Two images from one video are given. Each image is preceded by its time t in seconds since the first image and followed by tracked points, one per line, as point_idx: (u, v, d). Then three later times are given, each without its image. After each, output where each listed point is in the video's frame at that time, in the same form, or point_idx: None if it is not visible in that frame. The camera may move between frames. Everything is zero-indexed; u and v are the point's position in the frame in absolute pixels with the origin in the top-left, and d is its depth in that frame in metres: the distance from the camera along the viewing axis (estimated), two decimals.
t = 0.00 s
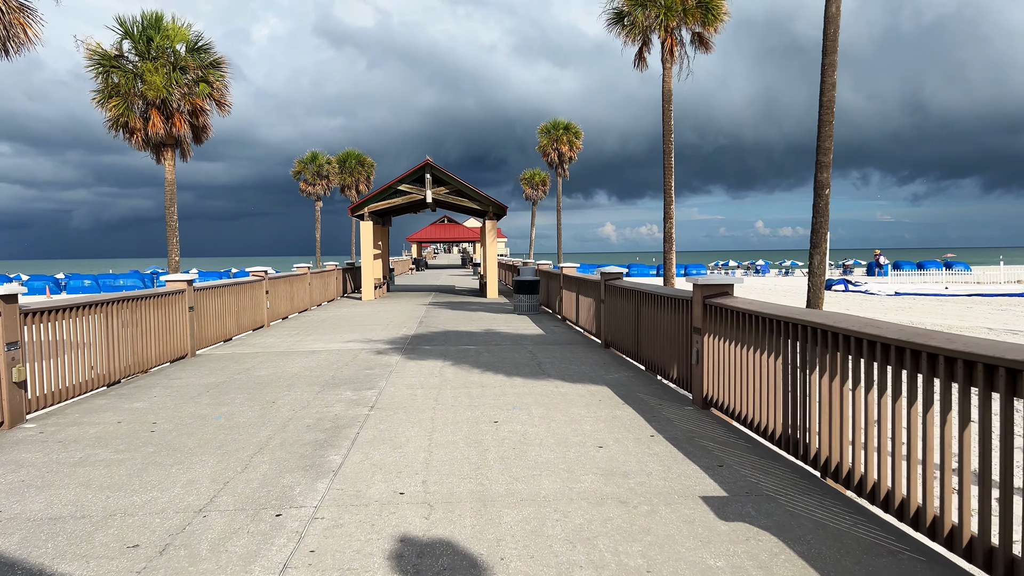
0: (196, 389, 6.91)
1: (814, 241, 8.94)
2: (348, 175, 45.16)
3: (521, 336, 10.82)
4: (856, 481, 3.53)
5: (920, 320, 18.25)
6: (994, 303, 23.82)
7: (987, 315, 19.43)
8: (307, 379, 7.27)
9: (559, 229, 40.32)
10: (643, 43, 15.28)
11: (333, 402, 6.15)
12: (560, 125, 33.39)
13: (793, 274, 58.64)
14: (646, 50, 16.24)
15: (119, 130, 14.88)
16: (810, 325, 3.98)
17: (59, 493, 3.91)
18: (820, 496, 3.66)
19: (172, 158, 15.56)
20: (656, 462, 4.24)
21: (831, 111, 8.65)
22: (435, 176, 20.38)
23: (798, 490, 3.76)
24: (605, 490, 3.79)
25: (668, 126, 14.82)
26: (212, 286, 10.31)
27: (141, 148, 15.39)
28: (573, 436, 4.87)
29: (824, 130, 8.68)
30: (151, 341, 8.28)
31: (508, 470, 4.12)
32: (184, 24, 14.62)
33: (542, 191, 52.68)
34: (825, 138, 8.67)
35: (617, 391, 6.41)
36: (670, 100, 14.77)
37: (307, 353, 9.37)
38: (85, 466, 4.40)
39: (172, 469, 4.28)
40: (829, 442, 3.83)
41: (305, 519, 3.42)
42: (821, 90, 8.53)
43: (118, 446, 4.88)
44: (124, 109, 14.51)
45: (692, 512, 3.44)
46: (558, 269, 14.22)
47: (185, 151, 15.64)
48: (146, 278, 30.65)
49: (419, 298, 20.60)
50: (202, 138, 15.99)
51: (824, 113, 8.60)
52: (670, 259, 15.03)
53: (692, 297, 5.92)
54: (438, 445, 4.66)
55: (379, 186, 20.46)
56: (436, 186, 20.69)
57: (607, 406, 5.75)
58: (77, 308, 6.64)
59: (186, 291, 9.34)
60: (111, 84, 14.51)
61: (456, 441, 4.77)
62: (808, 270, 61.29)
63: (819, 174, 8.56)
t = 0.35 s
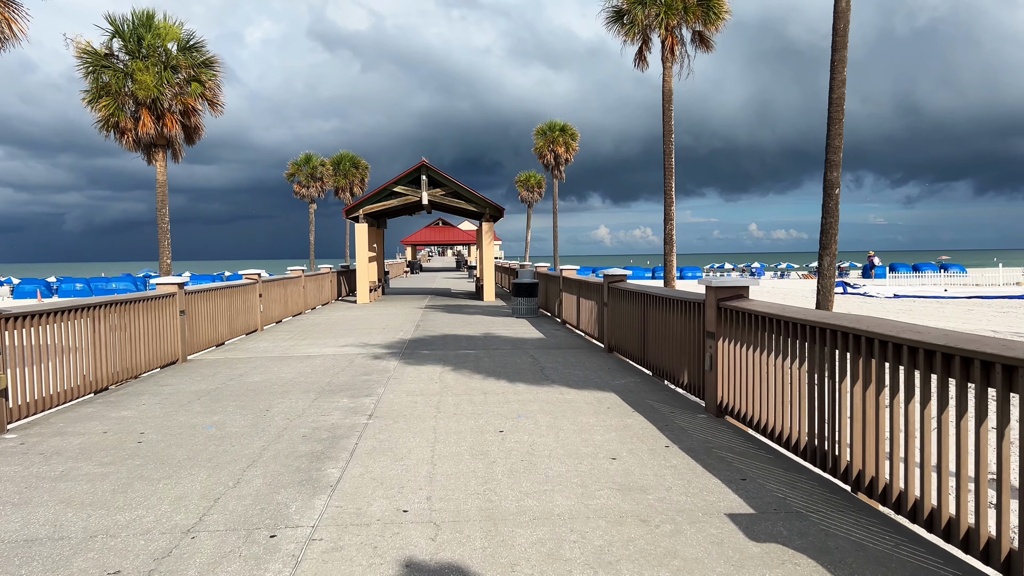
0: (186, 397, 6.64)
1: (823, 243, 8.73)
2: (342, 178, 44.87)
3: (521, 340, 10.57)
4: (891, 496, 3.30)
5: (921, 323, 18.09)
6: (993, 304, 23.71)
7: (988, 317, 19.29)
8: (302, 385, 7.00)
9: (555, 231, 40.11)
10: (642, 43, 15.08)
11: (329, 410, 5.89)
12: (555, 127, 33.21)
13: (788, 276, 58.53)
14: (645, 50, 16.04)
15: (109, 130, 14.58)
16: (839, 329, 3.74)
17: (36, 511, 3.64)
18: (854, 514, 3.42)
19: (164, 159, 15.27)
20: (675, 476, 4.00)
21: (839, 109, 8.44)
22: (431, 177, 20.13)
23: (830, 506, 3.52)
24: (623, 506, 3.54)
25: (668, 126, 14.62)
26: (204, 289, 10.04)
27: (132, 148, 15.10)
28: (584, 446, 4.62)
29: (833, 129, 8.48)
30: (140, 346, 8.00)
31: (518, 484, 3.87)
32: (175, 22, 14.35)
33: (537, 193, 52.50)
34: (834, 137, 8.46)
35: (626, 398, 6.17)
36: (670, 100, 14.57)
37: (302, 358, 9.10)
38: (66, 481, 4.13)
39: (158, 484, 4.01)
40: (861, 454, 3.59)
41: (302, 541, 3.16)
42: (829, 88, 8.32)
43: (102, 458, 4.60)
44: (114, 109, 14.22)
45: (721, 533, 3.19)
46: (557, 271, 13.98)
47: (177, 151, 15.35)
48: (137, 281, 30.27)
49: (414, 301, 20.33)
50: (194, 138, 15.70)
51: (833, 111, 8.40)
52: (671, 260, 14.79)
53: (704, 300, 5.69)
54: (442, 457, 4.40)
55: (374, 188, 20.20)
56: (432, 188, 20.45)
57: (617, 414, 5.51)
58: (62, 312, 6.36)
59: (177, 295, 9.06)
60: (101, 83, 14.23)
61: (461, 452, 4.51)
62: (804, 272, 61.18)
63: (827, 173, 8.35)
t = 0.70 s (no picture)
0: (177, 405, 6.35)
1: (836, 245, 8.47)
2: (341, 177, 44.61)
3: (524, 344, 10.30)
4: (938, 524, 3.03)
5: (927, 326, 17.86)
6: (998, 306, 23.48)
7: (994, 320, 19.07)
8: (298, 393, 6.72)
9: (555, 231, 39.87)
10: (647, 41, 14.83)
11: (326, 420, 5.61)
12: (556, 126, 32.96)
13: (788, 277, 58.34)
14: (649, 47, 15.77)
15: (102, 128, 14.29)
16: (875, 341, 3.46)
17: (8, 536, 3.36)
18: (895, 542, 3.15)
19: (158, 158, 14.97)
20: (697, 498, 3.74)
21: (854, 107, 8.18)
22: (430, 177, 19.86)
23: (868, 533, 3.25)
24: (644, 533, 3.27)
25: (672, 125, 14.36)
26: (198, 291, 9.76)
27: (126, 146, 14.80)
28: (597, 463, 4.35)
29: (848, 127, 8.21)
30: (131, 351, 7.73)
31: (529, 507, 3.60)
32: (171, 18, 14.06)
33: (537, 193, 52.23)
34: (849, 136, 8.20)
35: (637, 408, 5.91)
36: (675, 98, 14.30)
37: (298, 363, 8.81)
38: (43, 501, 3.85)
39: (142, 505, 3.73)
40: (901, 477, 3.32)
41: (295, 573, 2.88)
42: (844, 86, 8.07)
43: (83, 474, 4.32)
44: (108, 107, 13.92)
45: (753, 564, 2.93)
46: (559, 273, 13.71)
47: (172, 150, 15.05)
48: (134, 281, 29.96)
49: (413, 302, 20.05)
50: (189, 137, 15.41)
51: (848, 109, 8.13)
52: (675, 262, 14.53)
53: (721, 306, 5.42)
54: (446, 475, 4.12)
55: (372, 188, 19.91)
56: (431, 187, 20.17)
57: (629, 426, 5.24)
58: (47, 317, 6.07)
59: (170, 297, 8.78)
60: (94, 80, 13.93)
61: (467, 469, 4.24)
62: (803, 273, 60.97)
63: (842, 174, 8.10)
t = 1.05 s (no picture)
0: (173, 407, 6.10)
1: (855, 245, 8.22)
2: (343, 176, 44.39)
3: (531, 345, 10.05)
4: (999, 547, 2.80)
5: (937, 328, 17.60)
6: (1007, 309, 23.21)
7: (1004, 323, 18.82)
8: (300, 395, 6.47)
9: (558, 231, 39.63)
10: (656, 36, 14.59)
11: (328, 424, 5.35)
12: (560, 126, 32.74)
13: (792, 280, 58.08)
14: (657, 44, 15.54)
15: (101, 123, 14.04)
16: (926, 344, 3.21)
17: None
18: (949, 563, 2.90)
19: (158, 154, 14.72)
20: (728, 512, 3.48)
21: (875, 103, 7.94)
22: (434, 175, 19.62)
23: (918, 553, 3.00)
24: (675, 551, 3.02)
25: (681, 123, 14.12)
26: (197, 289, 9.51)
27: (125, 142, 14.55)
28: (618, 473, 4.10)
29: (867, 123, 7.97)
30: (127, 350, 7.48)
31: (548, 521, 3.34)
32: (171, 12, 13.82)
33: (540, 193, 51.98)
34: (869, 132, 7.96)
35: (654, 413, 5.65)
36: (684, 96, 14.07)
37: (299, 363, 8.57)
38: (26, 512, 3.59)
39: (131, 517, 3.47)
40: (954, 491, 3.09)
41: None
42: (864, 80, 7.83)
43: (71, 482, 4.07)
44: (107, 102, 13.68)
45: None
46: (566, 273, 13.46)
47: (171, 146, 14.81)
48: (134, 279, 29.68)
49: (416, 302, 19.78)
50: (189, 133, 15.16)
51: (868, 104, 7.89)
52: (683, 262, 14.28)
53: (744, 307, 5.15)
54: (456, 485, 3.87)
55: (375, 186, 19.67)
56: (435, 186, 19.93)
57: (647, 433, 4.98)
58: (38, 314, 5.82)
59: (168, 295, 8.53)
60: (93, 74, 13.69)
61: (479, 478, 3.98)
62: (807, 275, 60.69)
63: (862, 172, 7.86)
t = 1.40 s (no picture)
0: (172, 421, 5.83)
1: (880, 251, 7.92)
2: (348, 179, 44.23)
3: (542, 353, 9.77)
4: None
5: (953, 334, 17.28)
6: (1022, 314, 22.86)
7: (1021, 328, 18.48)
8: (306, 407, 6.20)
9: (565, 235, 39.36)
10: (668, 37, 14.32)
11: (336, 441, 5.07)
12: (567, 129, 32.50)
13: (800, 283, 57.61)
14: (669, 45, 15.27)
15: (103, 126, 13.82)
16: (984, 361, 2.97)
17: None
18: None
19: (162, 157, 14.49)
20: (770, 544, 3.21)
21: (902, 103, 7.64)
22: (441, 179, 19.36)
23: None
24: None
25: (694, 125, 13.85)
26: (200, 295, 9.25)
27: (128, 145, 14.32)
28: (647, 499, 3.82)
29: (894, 125, 7.68)
30: (128, 359, 7.23)
31: (576, 555, 3.07)
32: (175, 12, 13.59)
33: (547, 197, 51.72)
34: (895, 134, 7.66)
35: (678, 430, 5.37)
36: (697, 98, 13.79)
37: (304, 372, 8.31)
38: (10, 542, 3.31)
39: (123, 549, 3.20)
40: None
41: None
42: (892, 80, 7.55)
43: (61, 507, 3.80)
44: (110, 103, 13.45)
45: None
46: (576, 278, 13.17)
47: (176, 148, 14.57)
48: (140, 283, 29.48)
49: (423, 307, 19.50)
50: (194, 135, 14.93)
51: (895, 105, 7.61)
52: (696, 267, 13.98)
53: (775, 318, 4.89)
54: (474, 512, 3.59)
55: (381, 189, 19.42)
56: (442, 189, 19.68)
57: (674, 452, 4.71)
58: (33, 324, 5.56)
59: (170, 302, 8.27)
60: (96, 76, 13.46)
61: (499, 505, 3.70)
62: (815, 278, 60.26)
63: (889, 175, 7.57)
